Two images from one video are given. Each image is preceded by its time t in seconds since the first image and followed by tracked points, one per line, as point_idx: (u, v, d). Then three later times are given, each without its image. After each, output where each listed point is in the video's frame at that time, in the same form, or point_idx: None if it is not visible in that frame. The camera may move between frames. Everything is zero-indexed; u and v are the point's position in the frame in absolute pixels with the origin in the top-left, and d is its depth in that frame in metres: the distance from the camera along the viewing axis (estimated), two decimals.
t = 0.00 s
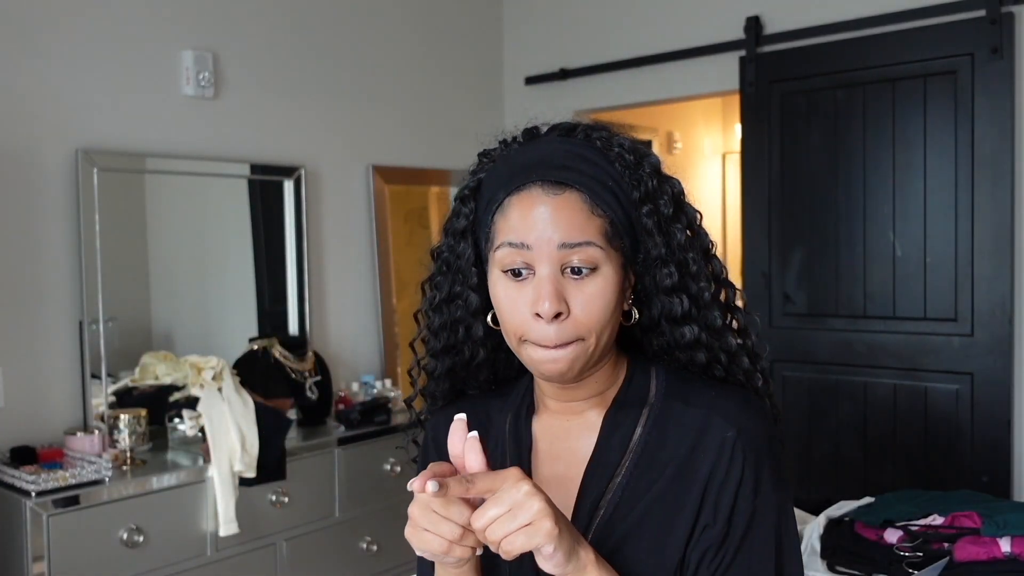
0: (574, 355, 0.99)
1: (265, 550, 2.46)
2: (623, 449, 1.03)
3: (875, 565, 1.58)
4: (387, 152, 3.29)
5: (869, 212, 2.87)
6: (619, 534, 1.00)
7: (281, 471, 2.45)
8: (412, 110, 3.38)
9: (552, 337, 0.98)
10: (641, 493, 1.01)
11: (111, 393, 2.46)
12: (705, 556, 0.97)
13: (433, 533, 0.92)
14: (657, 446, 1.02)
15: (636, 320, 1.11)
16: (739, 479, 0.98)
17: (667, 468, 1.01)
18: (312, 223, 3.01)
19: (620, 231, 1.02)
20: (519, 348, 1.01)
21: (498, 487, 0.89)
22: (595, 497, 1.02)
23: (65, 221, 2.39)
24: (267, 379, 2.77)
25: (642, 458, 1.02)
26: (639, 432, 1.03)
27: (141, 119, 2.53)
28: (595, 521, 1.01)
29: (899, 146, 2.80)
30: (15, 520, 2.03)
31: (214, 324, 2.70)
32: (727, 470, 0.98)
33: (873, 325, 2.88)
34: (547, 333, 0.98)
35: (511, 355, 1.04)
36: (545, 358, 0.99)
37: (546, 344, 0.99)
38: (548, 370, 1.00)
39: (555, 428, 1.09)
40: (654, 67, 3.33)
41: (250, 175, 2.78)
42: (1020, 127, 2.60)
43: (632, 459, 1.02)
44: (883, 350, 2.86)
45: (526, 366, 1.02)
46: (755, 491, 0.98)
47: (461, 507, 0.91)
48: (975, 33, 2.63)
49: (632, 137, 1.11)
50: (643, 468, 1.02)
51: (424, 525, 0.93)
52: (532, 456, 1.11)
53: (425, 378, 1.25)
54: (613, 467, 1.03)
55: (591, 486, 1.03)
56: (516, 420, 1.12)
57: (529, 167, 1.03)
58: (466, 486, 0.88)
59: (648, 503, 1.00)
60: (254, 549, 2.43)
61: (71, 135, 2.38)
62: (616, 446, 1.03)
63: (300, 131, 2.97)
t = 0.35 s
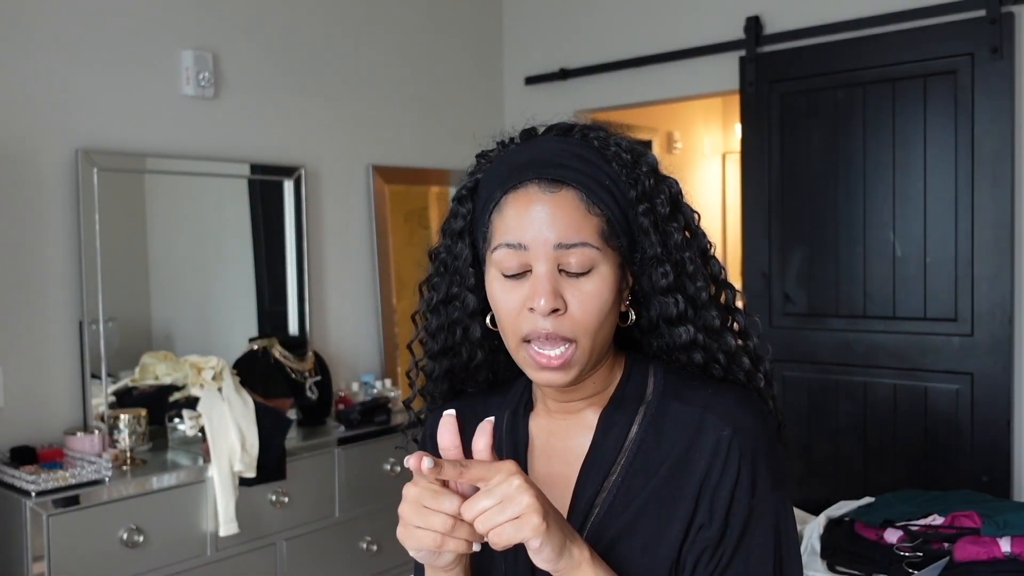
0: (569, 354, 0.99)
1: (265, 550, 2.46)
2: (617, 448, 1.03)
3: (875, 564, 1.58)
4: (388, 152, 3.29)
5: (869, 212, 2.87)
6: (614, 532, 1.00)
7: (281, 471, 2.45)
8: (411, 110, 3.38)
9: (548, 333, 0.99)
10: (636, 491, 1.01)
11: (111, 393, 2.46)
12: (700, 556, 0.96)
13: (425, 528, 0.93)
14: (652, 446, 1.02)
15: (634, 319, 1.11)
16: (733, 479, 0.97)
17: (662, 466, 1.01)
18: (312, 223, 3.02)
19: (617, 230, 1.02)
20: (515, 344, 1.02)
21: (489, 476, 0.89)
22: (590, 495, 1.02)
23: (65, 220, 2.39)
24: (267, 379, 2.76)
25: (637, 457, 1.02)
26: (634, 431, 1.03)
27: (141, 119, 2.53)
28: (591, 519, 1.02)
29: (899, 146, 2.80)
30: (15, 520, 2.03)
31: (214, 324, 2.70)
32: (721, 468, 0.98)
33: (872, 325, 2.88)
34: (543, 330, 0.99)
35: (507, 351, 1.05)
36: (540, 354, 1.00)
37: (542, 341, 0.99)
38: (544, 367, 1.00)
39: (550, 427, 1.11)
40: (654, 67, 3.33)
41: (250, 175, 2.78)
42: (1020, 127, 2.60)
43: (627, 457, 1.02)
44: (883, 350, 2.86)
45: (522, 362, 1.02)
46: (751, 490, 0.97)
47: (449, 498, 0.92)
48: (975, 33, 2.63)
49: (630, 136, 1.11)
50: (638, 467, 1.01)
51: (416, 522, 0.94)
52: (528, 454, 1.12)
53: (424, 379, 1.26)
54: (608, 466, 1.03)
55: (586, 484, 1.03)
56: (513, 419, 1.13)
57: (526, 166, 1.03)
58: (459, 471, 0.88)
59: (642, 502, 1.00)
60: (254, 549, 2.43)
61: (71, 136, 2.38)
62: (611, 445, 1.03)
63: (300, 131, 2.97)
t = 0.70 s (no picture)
0: (578, 314, 0.98)
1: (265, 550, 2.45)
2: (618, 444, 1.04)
3: (876, 565, 1.58)
4: (387, 152, 3.29)
5: (869, 212, 2.87)
6: (615, 531, 0.99)
7: (281, 471, 2.45)
8: (411, 109, 3.38)
9: (557, 291, 0.98)
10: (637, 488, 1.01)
11: (111, 393, 2.46)
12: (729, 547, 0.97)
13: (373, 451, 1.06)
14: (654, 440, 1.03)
15: (626, 312, 1.13)
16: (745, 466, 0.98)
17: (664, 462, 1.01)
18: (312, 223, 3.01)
19: (613, 206, 1.05)
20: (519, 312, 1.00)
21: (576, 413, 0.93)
22: (589, 494, 1.02)
23: (65, 220, 2.39)
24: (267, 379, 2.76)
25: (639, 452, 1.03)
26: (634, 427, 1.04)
27: (141, 120, 2.53)
28: (589, 519, 1.01)
29: (899, 146, 2.80)
30: (15, 520, 2.03)
31: (214, 324, 2.70)
32: (731, 457, 0.99)
33: (873, 325, 2.88)
34: (553, 288, 0.98)
35: (507, 324, 1.03)
36: (548, 315, 0.98)
37: (551, 300, 0.98)
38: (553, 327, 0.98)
39: (542, 428, 1.11)
40: (654, 67, 3.33)
41: (250, 175, 2.78)
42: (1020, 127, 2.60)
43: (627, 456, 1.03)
44: (883, 349, 2.86)
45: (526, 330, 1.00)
46: (770, 477, 0.97)
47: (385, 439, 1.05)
48: (976, 33, 2.63)
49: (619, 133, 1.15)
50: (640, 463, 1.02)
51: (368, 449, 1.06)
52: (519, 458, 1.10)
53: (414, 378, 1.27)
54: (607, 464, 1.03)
55: (585, 483, 1.03)
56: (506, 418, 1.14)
57: (524, 144, 1.06)
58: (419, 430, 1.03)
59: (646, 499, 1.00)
60: (254, 549, 2.42)
61: (70, 136, 2.38)
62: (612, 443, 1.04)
63: (300, 131, 2.97)
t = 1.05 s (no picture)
0: (563, 332, 0.97)
1: (265, 550, 2.46)
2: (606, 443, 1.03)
3: (875, 565, 1.58)
4: (387, 152, 3.29)
5: (869, 212, 2.87)
6: (606, 528, 0.99)
7: (281, 471, 2.45)
8: (411, 109, 3.38)
9: (542, 312, 0.97)
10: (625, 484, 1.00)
11: (111, 393, 2.46)
12: (712, 542, 0.95)
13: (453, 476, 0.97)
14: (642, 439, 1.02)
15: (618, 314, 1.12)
16: (730, 462, 0.96)
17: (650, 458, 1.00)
18: (312, 223, 3.02)
19: (604, 213, 1.03)
20: (505, 328, 0.99)
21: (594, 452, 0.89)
22: (580, 493, 1.01)
23: (65, 220, 2.39)
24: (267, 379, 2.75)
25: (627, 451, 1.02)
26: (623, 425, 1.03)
27: (141, 120, 2.53)
28: (582, 516, 1.00)
29: (899, 146, 2.80)
30: (15, 520, 2.03)
31: (214, 324, 2.71)
32: (715, 454, 0.97)
33: (873, 325, 2.88)
34: (538, 307, 0.97)
35: (492, 338, 1.02)
36: (533, 335, 0.98)
37: (536, 320, 0.97)
38: (537, 347, 0.98)
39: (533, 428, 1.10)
40: (654, 67, 3.33)
41: (250, 175, 2.78)
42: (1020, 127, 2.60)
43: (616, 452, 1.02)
44: (883, 349, 2.86)
45: (511, 347, 1.00)
46: (751, 470, 0.94)
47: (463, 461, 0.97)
48: (975, 32, 2.63)
49: (612, 133, 1.13)
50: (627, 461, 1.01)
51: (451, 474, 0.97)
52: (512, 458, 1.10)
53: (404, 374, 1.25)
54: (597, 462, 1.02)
55: (574, 483, 1.02)
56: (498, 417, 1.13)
57: (513, 149, 1.04)
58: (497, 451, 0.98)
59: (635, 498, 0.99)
60: (254, 549, 2.43)
61: (70, 136, 2.38)
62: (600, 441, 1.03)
63: (300, 131, 2.97)
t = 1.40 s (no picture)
0: (552, 362, 0.98)
1: (265, 549, 2.46)
2: (602, 445, 1.01)
3: (876, 565, 1.58)
4: (388, 152, 3.29)
5: (869, 213, 2.87)
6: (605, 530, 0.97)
7: (281, 471, 2.45)
8: (411, 109, 3.38)
9: (531, 345, 0.97)
10: (625, 486, 0.98)
11: (111, 393, 2.46)
12: (703, 538, 0.97)
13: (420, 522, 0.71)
14: (640, 440, 1.00)
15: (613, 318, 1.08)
16: (726, 464, 0.97)
17: (648, 460, 0.99)
18: (312, 223, 3.02)
19: (597, 234, 0.99)
20: (495, 354, 1.00)
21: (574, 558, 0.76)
22: (578, 494, 0.99)
23: (65, 220, 2.39)
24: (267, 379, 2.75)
25: (624, 452, 1.00)
26: (621, 426, 1.01)
27: (142, 119, 2.53)
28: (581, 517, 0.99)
29: (899, 146, 2.80)
30: (15, 520, 2.03)
31: (214, 324, 2.71)
32: (711, 457, 0.97)
33: (873, 325, 2.88)
34: (526, 342, 0.97)
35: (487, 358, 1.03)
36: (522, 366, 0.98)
37: (524, 353, 0.97)
38: (526, 377, 0.98)
39: (529, 429, 1.07)
40: (654, 67, 3.33)
41: (250, 175, 2.78)
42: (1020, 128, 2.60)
43: (615, 451, 1.00)
44: (883, 349, 2.86)
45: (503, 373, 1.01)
46: (746, 473, 0.97)
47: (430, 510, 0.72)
48: (975, 33, 2.63)
49: (607, 132, 1.07)
50: (625, 462, 0.99)
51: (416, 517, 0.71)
52: (509, 462, 1.07)
53: (404, 384, 1.21)
54: (596, 460, 1.00)
55: (573, 484, 1.00)
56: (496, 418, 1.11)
57: (502, 170, 1.00)
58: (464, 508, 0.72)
59: (632, 498, 0.98)
60: (255, 549, 2.43)
61: (71, 136, 2.38)
62: (599, 440, 1.01)
63: (300, 131, 2.97)
